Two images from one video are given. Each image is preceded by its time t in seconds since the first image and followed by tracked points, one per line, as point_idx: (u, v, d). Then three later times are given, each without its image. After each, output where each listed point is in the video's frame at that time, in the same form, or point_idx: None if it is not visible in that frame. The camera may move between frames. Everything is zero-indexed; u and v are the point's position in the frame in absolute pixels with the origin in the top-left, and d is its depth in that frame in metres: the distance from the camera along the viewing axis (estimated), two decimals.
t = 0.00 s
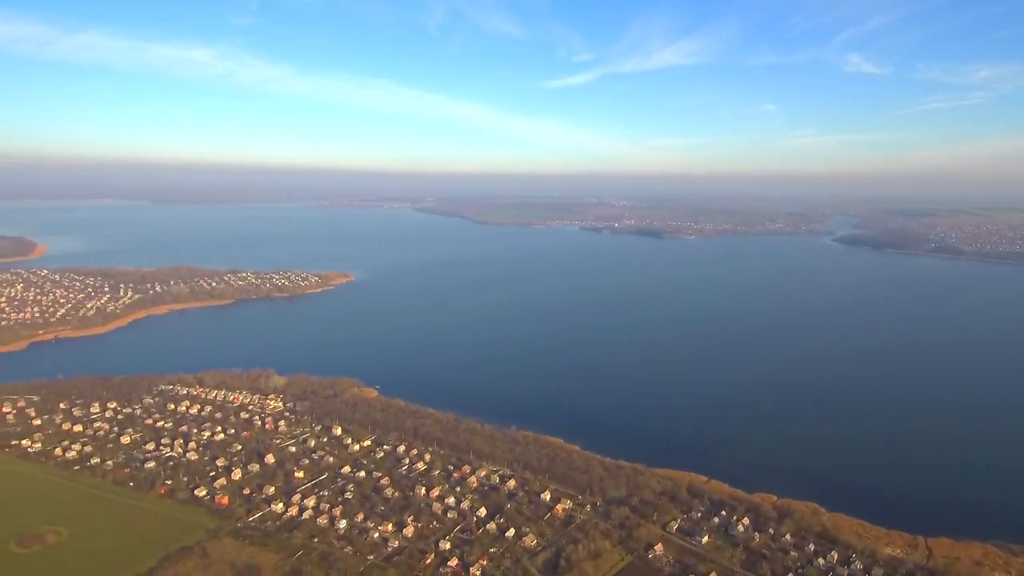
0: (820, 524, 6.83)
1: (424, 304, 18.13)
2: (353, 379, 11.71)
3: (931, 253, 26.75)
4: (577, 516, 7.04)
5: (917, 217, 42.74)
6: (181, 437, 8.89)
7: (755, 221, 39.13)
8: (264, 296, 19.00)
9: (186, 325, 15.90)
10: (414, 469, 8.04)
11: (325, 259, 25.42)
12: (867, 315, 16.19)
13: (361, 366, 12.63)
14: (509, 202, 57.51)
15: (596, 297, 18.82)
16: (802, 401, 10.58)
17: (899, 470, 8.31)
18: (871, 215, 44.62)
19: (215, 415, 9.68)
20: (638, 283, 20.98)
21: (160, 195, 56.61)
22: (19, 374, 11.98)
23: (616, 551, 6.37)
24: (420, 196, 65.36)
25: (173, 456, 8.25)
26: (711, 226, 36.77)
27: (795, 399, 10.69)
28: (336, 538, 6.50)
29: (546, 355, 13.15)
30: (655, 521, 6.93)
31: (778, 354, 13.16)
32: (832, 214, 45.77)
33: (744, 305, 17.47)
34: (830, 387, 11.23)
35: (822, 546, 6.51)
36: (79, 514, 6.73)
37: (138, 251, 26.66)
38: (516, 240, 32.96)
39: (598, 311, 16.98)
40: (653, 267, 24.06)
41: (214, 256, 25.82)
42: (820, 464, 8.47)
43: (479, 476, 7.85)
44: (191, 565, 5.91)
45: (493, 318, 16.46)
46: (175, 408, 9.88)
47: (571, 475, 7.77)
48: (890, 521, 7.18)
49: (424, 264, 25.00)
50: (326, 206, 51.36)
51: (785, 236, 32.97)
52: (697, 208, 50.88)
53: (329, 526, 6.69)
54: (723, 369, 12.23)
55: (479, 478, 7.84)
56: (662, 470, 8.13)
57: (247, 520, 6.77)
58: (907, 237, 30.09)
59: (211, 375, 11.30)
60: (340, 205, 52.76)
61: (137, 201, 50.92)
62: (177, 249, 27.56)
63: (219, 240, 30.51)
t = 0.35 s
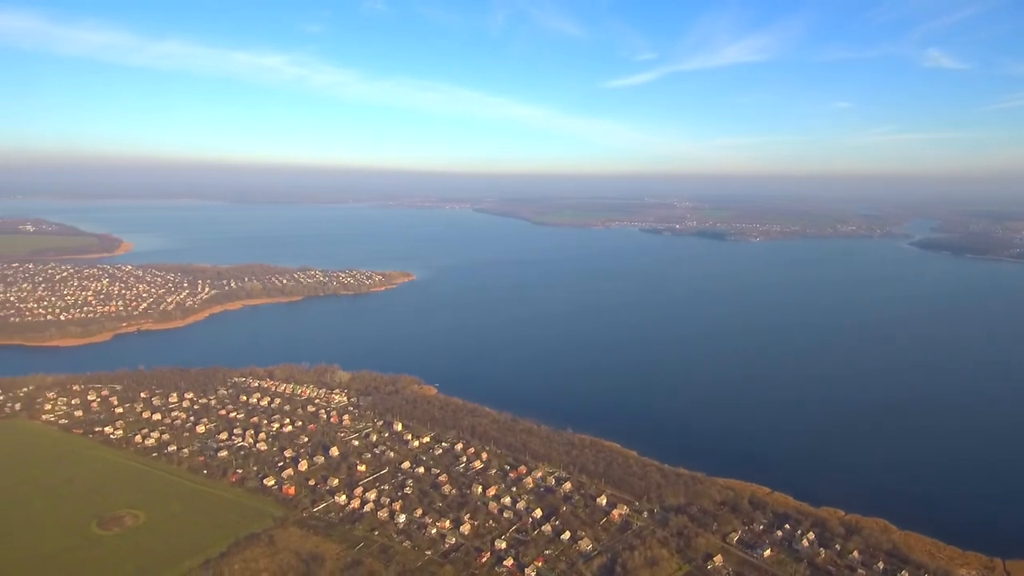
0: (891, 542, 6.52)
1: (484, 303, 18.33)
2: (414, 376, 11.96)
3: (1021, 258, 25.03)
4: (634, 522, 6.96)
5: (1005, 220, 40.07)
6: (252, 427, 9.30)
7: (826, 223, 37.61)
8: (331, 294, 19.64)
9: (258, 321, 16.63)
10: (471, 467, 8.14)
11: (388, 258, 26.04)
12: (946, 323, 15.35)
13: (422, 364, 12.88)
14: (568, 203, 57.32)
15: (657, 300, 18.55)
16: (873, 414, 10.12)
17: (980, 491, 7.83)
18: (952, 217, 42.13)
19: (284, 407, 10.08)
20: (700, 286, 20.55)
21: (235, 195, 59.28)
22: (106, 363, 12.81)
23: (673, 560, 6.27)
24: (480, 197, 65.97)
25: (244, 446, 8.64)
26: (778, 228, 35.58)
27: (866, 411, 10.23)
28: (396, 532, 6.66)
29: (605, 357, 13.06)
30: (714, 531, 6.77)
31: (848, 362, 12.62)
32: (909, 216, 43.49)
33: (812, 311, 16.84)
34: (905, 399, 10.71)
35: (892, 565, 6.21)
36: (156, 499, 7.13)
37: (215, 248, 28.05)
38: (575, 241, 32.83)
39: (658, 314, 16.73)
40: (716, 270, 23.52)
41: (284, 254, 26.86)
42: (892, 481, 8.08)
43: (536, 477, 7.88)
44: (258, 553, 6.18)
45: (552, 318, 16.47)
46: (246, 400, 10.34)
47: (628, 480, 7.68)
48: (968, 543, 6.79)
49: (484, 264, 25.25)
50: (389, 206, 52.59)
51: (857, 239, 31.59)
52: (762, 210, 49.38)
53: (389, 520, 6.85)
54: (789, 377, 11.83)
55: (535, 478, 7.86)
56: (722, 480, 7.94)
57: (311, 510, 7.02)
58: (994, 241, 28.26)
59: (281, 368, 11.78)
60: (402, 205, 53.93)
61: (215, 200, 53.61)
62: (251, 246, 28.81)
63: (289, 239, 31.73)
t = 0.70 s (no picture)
0: (974, 566, 6.14)
1: (546, 304, 18.33)
2: (476, 375, 12.12)
3: None
4: (695, 532, 6.83)
5: None
6: (321, 420, 9.66)
7: (907, 225, 35.63)
8: (397, 292, 20.12)
9: (328, 317, 17.22)
10: (530, 468, 8.19)
11: (452, 258, 26.42)
12: None
13: (484, 363, 13.02)
14: (632, 204, 56.59)
15: (723, 303, 18.06)
16: (957, 429, 9.53)
17: None
18: None
19: (351, 401, 10.42)
20: (769, 289, 19.87)
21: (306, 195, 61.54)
22: (189, 355, 13.57)
23: (736, 573, 6.11)
24: (543, 197, 66.04)
25: (313, 437, 8.98)
26: (854, 230, 33.98)
27: (949, 426, 9.65)
28: (456, 528, 6.77)
29: (668, 362, 12.84)
30: (780, 545, 6.56)
31: (929, 373, 11.93)
32: (1001, 219, 40.66)
33: (890, 317, 16.01)
34: (992, 415, 10.05)
35: None
36: (231, 486, 7.51)
37: (288, 246, 29.22)
38: (638, 242, 32.38)
39: (724, 318, 16.31)
40: (785, 272, 22.72)
41: (353, 253, 27.68)
42: (977, 501, 7.59)
43: (595, 481, 7.83)
44: (325, 542, 6.43)
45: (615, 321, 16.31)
46: (315, 393, 10.75)
47: (690, 489, 7.53)
48: None
49: (545, 264, 25.29)
50: (452, 207, 53.35)
51: (941, 242, 29.85)
52: (837, 211, 47.27)
53: (449, 516, 6.97)
54: (864, 387, 11.29)
55: (594, 482, 7.83)
56: (789, 492, 7.67)
57: (375, 503, 7.23)
58: None
59: (349, 364, 12.17)
60: (465, 205, 54.66)
61: (286, 201, 55.77)
62: (321, 245, 29.86)
63: (357, 238, 32.69)
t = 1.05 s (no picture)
0: None
1: (608, 306, 18.19)
2: (537, 376, 12.18)
3: None
4: (759, 545, 6.63)
5: None
6: (385, 415, 9.92)
7: (998, 229, 33.37)
8: (460, 292, 20.42)
9: (394, 315, 17.65)
10: (589, 471, 8.15)
11: (514, 258, 26.57)
12: None
13: (545, 364, 13.05)
14: (697, 205, 55.34)
15: (793, 308, 17.44)
16: None
17: None
18: None
19: (414, 398, 10.66)
20: (844, 294, 19.03)
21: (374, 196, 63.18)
22: (263, 349, 14.21)
23: None
24: (606, 198, 65.44)
25: (378, 432, 9.24)
26: (937, 234, 32.11)
27: None
28: (514, 528, 6.82)
29: (734, 368, 12.51)
30: (849, 563, 6.29)
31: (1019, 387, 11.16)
32: None
33: (977, 326, 15.04)
34: None
35: None
36: (300, 476, 7.82)
37: (356, 245, 30.16)
38: (704, 244, 31.66)
39: (794, 324, 15.74)
40: (861, 277, 21.71)
41: (418, 252, 28.27)
42: None
43: (655, 488, 7.72)
44: (387, 535, 6.62)
45: (679, 324, 16.01)
46: (380, 388, 11.05)
47: (754, 501, 7.32)
48: None
49: (608, 265, 25.09)
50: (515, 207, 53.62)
51: None
52: (919, 213, 44.76)
53: (508, 516, 7.03)
54: (946, 400, 10.67)
55: (655, 489, 7.72)
56: (860, 508, 7.35)
57: (436, 499, 7.37)
58: None
59: (413, 361, 12.45)
60: (528, 206, 54.88)
61: (355, 201, 57.43)
62: (388, 245, 30.62)
63: (422, 238, 33.35)
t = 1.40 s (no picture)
0: None
1: (672, 309, 17.86)
2: (598, 378, 12.12)
3: None
4: (828, 561, 6.38)
5: None
6: (447, 412, 10.10)
7: None
8: (522, 292, 20.53)
9: (456, 314, 17.92)
10: (650, 478, 8.04)
11: (576, 259, 26.48)
12: None
13: (606, 366, 12.97)
14: (767, 206, 53.57)
15: (867, 315, 16.67)
16: None
17: None
18: None
19: (475, 396, 10.81)
20: (925, 301, 18.02)
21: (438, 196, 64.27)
22: (331, 344, 14.72)
23: None
24: (671, 199, 64.24)
25: (440, 429, 9.42)
26: None
27: None
28: (573, 531, 6.82)
29: (803, 377, 12.07)
30: None
31: None
32: None
33: None
34: None
35: None
36: (365, 469, 8.07)
37: (422, 245, 30.77)
38: (773, 246, 30.65)
39: (870, 331, 15.04)
40: (945, 283, 20.50)
41: (481, 252, 28.58)
42: None
43: (718, 497, 7.55)
44: (448, 531, 6.74)
45: (745, 329, 15.57)
46: (443, 386, 11.26)
47: (824, 515, 7.06)
48: None
49: (673, 267, 24.66)
50: (577, 208, 53.38)
51: None
52: (1011, 216, 41.80)
53: (566, 518, 7.04)
54: None
55: (717, 499, 7.54)
56: (938, 527, 6.98)
57: (496, 497, 7.45)
58: None
59: (474, 359, 12.62)
60: (592, 206, 54.49)
61: (420, 201, 58.62)
62: (452, 244, 31.08)
63: (485, 238, 33.69)
